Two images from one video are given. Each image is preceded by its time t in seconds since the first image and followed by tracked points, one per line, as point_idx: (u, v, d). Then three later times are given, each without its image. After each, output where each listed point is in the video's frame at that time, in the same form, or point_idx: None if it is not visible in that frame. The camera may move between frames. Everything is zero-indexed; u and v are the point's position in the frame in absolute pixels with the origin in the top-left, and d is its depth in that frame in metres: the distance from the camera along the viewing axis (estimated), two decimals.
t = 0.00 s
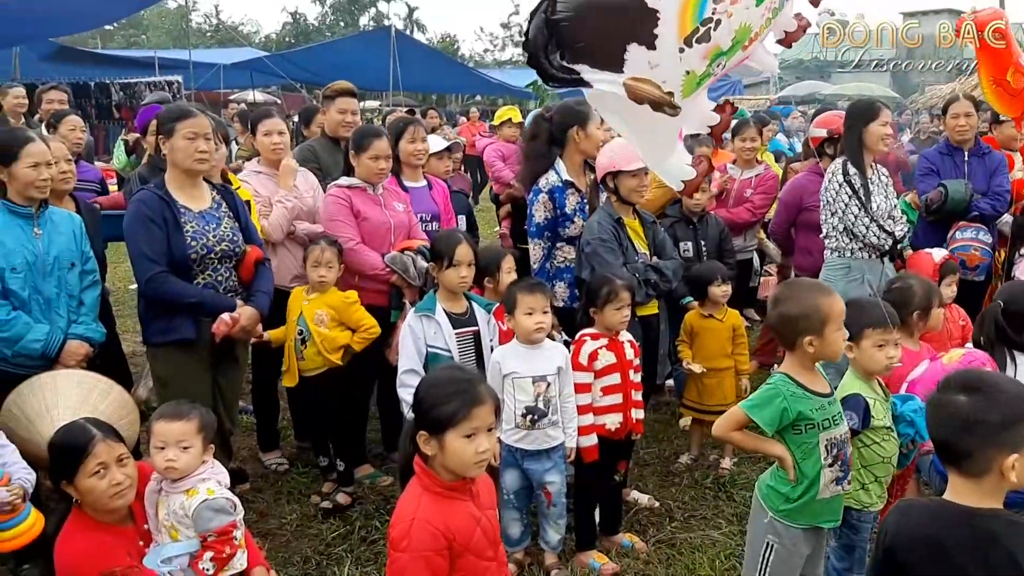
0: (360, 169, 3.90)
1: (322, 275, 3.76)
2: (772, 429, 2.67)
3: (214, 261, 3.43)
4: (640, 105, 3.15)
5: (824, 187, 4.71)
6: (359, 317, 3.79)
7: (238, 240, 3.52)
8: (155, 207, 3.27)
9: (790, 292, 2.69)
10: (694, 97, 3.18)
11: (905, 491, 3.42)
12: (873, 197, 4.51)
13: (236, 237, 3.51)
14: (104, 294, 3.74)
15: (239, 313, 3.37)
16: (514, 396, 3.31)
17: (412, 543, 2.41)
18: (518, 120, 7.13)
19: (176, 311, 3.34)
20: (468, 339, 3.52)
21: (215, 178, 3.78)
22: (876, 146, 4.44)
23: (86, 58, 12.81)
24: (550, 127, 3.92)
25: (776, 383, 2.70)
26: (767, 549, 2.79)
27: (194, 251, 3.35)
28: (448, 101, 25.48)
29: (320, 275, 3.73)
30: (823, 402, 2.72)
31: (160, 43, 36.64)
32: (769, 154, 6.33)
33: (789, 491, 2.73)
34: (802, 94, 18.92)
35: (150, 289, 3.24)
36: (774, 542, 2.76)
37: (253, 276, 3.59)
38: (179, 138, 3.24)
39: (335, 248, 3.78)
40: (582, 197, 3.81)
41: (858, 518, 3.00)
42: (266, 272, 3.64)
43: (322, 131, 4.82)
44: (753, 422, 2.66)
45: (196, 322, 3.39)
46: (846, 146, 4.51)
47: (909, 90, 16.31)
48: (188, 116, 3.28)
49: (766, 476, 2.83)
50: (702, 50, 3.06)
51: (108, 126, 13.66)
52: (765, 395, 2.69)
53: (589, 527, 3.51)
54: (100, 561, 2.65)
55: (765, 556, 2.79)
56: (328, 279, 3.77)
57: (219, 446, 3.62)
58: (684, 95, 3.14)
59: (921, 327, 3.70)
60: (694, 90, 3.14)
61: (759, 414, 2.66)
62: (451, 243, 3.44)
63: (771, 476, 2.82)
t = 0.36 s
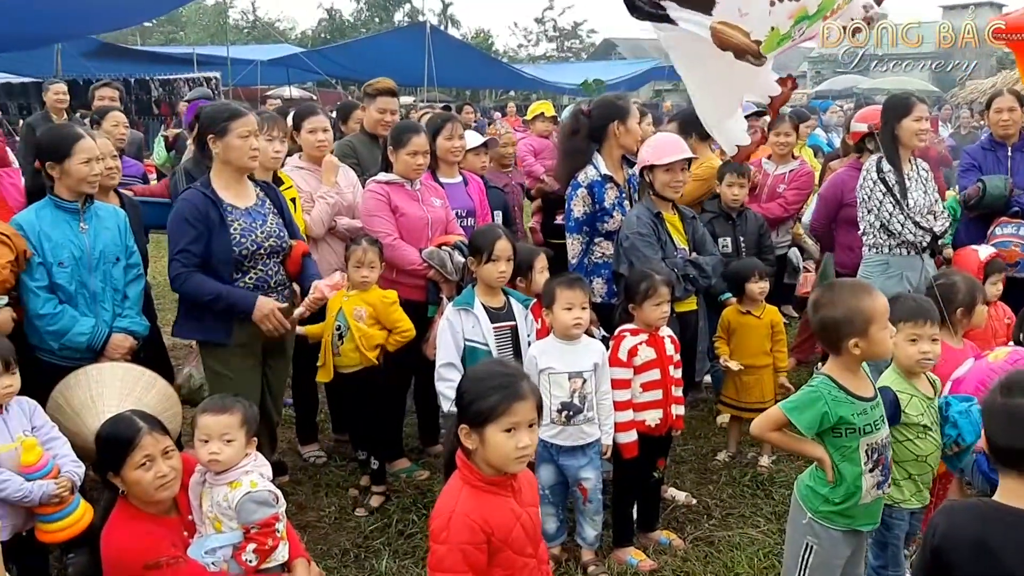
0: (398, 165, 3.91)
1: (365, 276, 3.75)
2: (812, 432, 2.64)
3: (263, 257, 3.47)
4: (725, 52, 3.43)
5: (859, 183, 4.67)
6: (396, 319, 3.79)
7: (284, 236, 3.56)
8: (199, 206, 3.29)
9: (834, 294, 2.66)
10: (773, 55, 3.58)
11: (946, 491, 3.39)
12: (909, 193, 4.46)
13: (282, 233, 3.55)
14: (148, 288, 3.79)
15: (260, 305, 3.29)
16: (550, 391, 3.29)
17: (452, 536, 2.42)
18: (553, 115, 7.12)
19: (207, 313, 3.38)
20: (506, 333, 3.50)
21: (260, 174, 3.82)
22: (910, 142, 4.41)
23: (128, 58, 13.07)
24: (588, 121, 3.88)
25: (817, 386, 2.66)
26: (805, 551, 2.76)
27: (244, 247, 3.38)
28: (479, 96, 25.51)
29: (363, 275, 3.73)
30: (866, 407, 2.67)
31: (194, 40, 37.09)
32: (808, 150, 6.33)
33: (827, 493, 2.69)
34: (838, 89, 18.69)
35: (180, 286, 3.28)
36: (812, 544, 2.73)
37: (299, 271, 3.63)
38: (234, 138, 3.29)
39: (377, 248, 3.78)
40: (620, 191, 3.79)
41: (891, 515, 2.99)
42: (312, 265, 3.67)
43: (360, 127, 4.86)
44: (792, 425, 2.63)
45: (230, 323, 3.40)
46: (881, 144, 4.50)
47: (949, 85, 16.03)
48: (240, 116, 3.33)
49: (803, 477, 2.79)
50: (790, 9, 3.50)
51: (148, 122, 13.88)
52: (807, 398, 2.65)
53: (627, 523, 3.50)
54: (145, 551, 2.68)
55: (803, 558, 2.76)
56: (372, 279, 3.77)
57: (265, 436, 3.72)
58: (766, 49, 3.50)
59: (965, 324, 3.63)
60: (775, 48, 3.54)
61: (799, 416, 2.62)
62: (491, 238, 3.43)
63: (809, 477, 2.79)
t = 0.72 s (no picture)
0: (435, 162, 3.92)
1: (406, 275, 3.78)
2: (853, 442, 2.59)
3: (302, 253, 3.51)
4: None
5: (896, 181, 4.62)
6: (431, 323, 3.83)
7: (320, 232, 3.59)
8: (238, 203, 3.31)
9: (886, 305, 2.59)
10: None
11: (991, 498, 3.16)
12: (947, 191, 4.40)
13: (318, 229, 3.58)
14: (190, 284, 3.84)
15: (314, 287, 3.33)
16: (586, 388, 3.28)
17: (491, 532, 2.42)
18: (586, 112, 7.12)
19: (257, 301, 3.37)
20: (540, 330, 3.49)
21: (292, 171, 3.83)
22: (945, 138, 4.37)
23: (164, 57, 13.27)
24: (627, 117, 3.86)
25: (863, 397, 2.60)
26: (839, 556, 2.72)
27: (283, 245, 3.41)
28: (512, 93, 25.59)
29: (405, 275, 3.76)
30: (910, 421, 2.62)
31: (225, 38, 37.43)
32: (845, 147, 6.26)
33: (860, 499, 2.65)
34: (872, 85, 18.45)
35: (229, 283, 3.28)
36: (847, 549, 2.69)
37: (333, 263, 3.67)
38: (268, 136, 3.32)
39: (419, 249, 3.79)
40: (657, 187, 3.78)
41: (918, 516, 2.96)
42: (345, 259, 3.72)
43: (398, 125, 4.88)
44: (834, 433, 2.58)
45: (278, 316, 3.44)
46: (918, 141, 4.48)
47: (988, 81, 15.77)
48: (273, 114, 3.36)
49: (832, 481, 2.76)
50: None
51: (184, 120, 14.04)
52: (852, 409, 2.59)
53: (664, 521, 3.49)
54: (188, 543, 2.67)
55: (837, 563, 2.72)
56: (413, 279, 3.80)
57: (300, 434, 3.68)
58: None
59: (1008, 323, 3.57)
60: None
61: (842, 426, 2.56)
62: (527, 232, 3.42)
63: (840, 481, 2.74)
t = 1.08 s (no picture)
0: (465, 160, 3.92)
1: (433, 271, 3.79)
2: (904, 454, 2.53)
3: (319, 252, 3.53)
4: None
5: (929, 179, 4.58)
6: (453, 321, 3.80)
7: (337, 230, 3.61)
8: (254, 203, 3.33)
9: (945, 313, 2.50)
10: None
11: None
12: (981, 189, 4.34)
13: (335, 227, 3.60)
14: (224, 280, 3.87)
15: (331, 288, 3.35)
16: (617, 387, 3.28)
17: (525, 532, 2.41)
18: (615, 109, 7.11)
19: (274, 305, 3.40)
20: (570, 328, 3.48)
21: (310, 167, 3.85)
22: (977, 137, 4.30)
23: (193, 54, 13.40)
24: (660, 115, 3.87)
25: (915, 406, 2.54)
26: (892, 568, 2.67)
27: (299, 245, 3.44)
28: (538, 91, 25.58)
29: (433, 272, 3.77)
30: (964, 432, 2.55)
31: (251, 36, 37.74)
32: (879, 146, 6.20)
33: (909, 509, 2.61)
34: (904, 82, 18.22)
35: (247, 284, 3.30)
36: (899, 561, 2.64)
37: (351, 262, 3.70)
38: (283, 136, 3.34)
39: (449, 247, 3.82)
40: (690, 185, 3.76)
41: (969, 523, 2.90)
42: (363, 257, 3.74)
43: (429, 122, 4.89)
44: (884, 444, 2.53)
45: (297, 316, 3.48)
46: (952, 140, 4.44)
47: None
48: (290, 113, 3.37)
49: (881, 491, 2.71)
50: None
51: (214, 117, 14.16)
52: (903, 419, 2.53)
53: (694, 521, 3.47)
54: (222, 538, 2.66)
55: None
56: (439, 275, 3.81)
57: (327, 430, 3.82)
58: None
59: None
60: None
61: (892, 438, 2.51)
62: (544, 230, 3.44)
63: (891, 491, 2.70)
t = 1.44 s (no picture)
0: (499, 158, 3.91)
1: (452, 266, 3.83)
2: (993, 458, 2.37)
3: (339, 254, 3.53)
4: None
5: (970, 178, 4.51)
6: (481, 317, 3.85)
7: (355, 230, 3.61)
8: (272, 206, 3.33)
9: None
10: None
11: None
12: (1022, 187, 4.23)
13: (353, 227, 3.60)
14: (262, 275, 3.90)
15: (355, 283, 3.34)
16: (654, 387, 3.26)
17: (565, 532, 2.40)
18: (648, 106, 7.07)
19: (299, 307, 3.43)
20: (602, 328, 3.47)
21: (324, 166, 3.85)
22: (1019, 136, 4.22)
23: (228, 54, 13.55)
24: (695, 113, 3.87)
25: (1005, 407, 2.37)
26: None
27: (320, 247, 3.43)
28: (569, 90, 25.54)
29: (452, 266, 3.81)
30: None
31: (283, 35, 38.04)
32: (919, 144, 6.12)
33: (999, 522, 2.43)
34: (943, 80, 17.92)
35: (272, 286, 3.27)
36: None
37: (369, 261, 3.70)
38: (297, 136, 3.33)
39: (466, 240, 3.86)
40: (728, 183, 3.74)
41: None
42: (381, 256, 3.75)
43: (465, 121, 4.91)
44: (973, 447, 2.36)
45: (319, 319, 3.49)
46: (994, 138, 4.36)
47: None
48: (303, 112, 3.36)
49: (968, 504, 2.54)
50: None
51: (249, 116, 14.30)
52: (993, 421, 2.36)
53: (730, 522, 3.45)
54: (261, 532, 2.67)
55: None
56: (460, 270, 3.84)
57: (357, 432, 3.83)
58: None
59: None
60: None
61: (982, 440, 2.34)
62: (571, 230, 3.44)
63: (976, 503, 2.52)
